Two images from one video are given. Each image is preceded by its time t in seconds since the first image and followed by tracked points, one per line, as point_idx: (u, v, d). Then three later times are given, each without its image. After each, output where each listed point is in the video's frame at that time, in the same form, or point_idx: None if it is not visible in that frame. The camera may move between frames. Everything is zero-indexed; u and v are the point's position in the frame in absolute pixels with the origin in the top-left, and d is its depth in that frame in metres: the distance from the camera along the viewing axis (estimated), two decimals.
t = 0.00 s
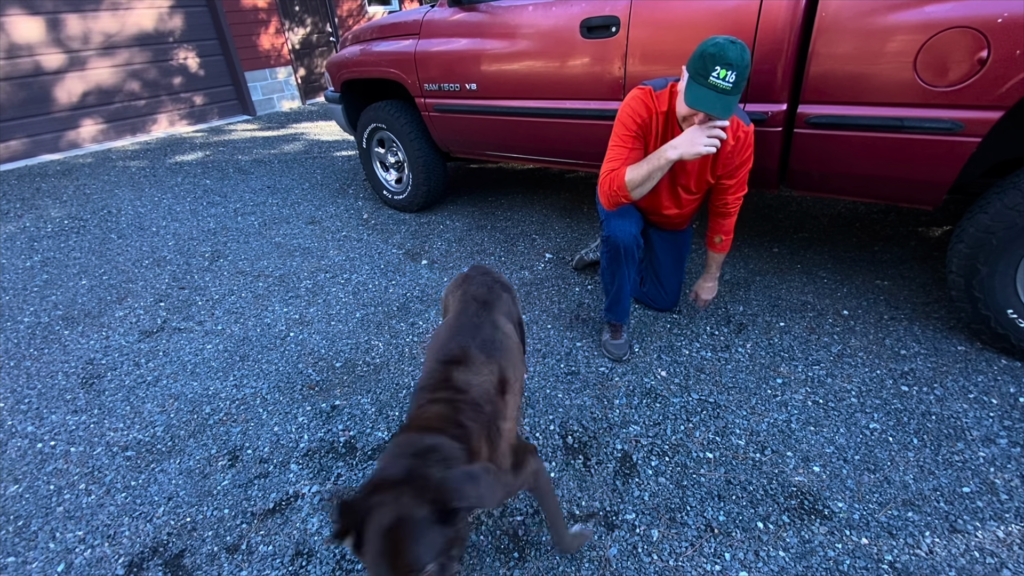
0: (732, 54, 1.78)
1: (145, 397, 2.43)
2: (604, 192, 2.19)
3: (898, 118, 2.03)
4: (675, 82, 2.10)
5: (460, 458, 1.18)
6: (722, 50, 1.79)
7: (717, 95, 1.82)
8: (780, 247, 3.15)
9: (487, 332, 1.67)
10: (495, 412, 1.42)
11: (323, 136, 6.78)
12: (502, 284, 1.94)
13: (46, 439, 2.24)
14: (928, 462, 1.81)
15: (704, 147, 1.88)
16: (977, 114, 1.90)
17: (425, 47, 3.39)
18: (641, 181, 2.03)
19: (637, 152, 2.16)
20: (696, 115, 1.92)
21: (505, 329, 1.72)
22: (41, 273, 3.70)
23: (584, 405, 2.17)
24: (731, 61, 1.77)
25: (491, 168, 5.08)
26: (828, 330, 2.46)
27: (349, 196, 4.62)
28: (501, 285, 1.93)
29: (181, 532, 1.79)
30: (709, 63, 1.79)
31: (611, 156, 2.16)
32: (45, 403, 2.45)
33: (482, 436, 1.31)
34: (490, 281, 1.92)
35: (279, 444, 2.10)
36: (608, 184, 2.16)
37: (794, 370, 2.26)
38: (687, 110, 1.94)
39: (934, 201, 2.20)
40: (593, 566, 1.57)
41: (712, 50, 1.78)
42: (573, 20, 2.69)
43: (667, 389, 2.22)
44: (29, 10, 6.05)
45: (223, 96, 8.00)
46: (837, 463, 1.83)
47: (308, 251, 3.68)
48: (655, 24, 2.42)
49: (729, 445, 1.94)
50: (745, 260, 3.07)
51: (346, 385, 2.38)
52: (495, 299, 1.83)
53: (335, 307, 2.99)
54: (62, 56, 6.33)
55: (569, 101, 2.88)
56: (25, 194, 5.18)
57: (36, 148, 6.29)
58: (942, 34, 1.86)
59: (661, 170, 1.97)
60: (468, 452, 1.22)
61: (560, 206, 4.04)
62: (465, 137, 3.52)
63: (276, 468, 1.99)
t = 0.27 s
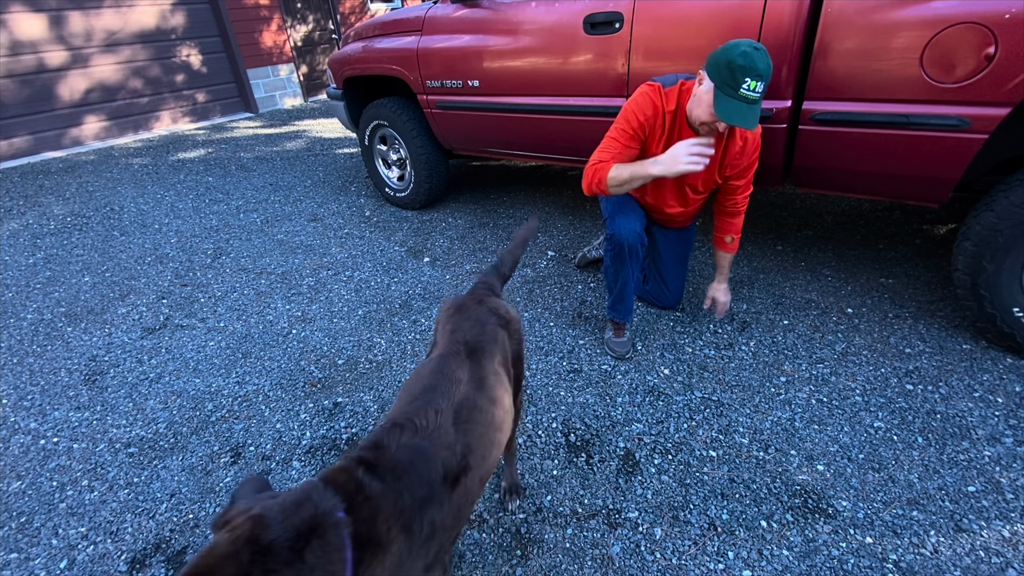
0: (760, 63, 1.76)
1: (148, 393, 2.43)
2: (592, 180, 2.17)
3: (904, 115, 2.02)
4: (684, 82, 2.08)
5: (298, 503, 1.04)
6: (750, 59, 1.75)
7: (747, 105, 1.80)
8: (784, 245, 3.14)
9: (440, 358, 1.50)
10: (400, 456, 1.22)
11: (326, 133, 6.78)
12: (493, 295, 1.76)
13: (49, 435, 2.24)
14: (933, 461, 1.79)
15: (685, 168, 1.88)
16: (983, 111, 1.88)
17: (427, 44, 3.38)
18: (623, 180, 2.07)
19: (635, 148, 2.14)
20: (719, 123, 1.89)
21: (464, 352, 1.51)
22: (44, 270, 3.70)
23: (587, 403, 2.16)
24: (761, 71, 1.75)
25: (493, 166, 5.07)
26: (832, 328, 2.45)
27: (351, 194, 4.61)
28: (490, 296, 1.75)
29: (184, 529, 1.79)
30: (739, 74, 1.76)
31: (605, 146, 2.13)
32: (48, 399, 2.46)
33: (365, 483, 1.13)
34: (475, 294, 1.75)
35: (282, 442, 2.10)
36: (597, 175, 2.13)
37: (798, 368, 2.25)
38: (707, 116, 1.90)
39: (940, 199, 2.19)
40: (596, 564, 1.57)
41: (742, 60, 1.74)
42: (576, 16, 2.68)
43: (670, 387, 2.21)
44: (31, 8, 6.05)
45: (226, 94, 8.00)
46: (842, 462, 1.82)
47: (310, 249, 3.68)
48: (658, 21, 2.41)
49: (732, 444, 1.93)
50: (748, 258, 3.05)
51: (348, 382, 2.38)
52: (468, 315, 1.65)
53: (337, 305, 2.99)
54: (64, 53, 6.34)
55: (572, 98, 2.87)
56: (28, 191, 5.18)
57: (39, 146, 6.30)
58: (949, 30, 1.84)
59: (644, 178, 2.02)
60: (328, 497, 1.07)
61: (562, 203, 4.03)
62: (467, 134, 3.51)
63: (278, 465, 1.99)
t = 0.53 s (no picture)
0: (785, 96, 1.69)
1: (151, 392, 2.43)
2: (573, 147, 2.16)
3: (909, 113, 2.00)
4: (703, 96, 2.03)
5: (192, 475, 1.18)
6: (776, 92, 1.68)
7: (771, 138, 1.74)
8: (787, 244, 3.12)
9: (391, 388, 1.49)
10: (298, 472, 1.24)
11: (328, 132, 6.78)
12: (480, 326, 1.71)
13: (52, 434, 2.25)
14: (937, 461, 1.79)
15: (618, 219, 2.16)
16: (989, 110, 1.87)
17: (429, 42, 3.37)
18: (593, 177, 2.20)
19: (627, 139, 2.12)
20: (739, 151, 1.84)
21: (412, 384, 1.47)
22: (47, 268, 3.71)
23: (589, 402, 2.16)
24: (785, 104, 1.69)
25: (495, 164, 5.06)
26: (836, 328, 2.44)
27: (353, 192, 4.61)
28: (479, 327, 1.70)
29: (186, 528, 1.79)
30: (765, 108, 1.68)
31: (596, 124, 2.12)
32: (51, 398, 2.46)
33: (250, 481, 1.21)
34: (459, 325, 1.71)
35: (283, 440, 2.10)
36: (579, 147, 2.15)
37: (801, 368, 2.24)
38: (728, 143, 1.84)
39: (944, 198, 2.18)
40: (598, 565, 1.56)
41: (768, 94, 1.66)
42: (579, 15, 2.67)
43: (672, 386, 2.20)
44: (34, 7, 6.06)
45: (228, 92, 8.00)
46: (845, 462, 1.82)
47: (312, 247, 3.68)
48: (662, 19, 2.40)
49: (735, 444, 1.92)
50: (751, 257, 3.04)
51: (350, 381, 2.38)
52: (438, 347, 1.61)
53: (339, 303, 2.99)
54: (67, 52, 6.34)
55: (574, 96, 2.86)
56: (32, 190, 5.19)
57: (42, 144, 6.31)
58: (954, 28, 1.83)
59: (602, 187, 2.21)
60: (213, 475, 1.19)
61: (564, 202, 4.02)
62: (469, 132, 3.51)
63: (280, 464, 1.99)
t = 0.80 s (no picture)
0: (785, 126, 1.65)
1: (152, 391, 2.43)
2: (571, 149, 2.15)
3: (912, 113, 2.00)
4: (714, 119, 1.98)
5: (175, 379, 1.46)
6: (776, 121, 1.64)
7: (768, 168, 1.71)
8: (789, 244, 3.12)
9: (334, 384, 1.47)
10: (213, 421, 1.37)
11: (329, 131, 6.78)
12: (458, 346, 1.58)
13: (54, 432, 2.25)
14: (939, 462, 1.78)
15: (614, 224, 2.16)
16: (993, 109, 1.86)
17: (431, 41, 3.37)
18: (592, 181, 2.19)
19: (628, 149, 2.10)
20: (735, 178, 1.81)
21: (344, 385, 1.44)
22: (49, 267, 3.72)
23: (590, 402, 2.15)
24: (785, 135, 1.65)
25: (497, 163, 5.06)
26: (838, 328, 2.44)
27: (355, 191, 4.61)
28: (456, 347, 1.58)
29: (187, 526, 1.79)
30: (763, 137, 1.65)
31: (597, 130, 2.09)
32: (53, 396, 2.46)
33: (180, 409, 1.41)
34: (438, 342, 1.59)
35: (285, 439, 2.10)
36: (577, 152, 2.13)
37: (803, 368, 2.23)
38: (726, 170, 1.82)
39: (947, 198, 2.17)
40: (599, 564, 1.56)
41: (768, 124, 1.63)
42: (581, 13, 2.66)
43: (673, 386, 2.20)
44: (37, 6, 6.07)
45: (230, 91, 8.01)
46: (847, 463, 1.81)
47: (314, 246, 3.68)
48: (664, 18, 2.39)
49: (736, 444, 1.92)
50: (753, 257, 3.04)
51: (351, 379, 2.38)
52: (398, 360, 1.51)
53: (340, 302, 2.99)
54: (69, 51, 6.35)
55: (576, 96, 2.85)
56: (34, 188, 5.20)
57: (44, 143, 6.32)
58: (959, 27, 1.82)
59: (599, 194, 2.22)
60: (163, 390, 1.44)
61: (566, 202, 4.02)
62: (471, 132, 3.51)
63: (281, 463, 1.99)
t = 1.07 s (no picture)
0: (782, 129, 1.64)
1: (154, 390, 2.44)
2: (569, 167, 2.07)
3: (914, 114, 1.99)
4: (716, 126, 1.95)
5: (220, 323, 1.72)
6: (774, 125, 1.63)
7: (765, 172, 1.68)
8: (790, 245, 3.12)
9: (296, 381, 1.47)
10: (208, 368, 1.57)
11: (331, 131, 6.79)
12: (407, 391, 1.40)
13: (56, 431, 2.26)
14: (940, 463, 1.78)
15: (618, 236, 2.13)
16: (995, 110, 1.86)
17: (432, 42, 3.37)
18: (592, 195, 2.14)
19: (628, 164, 2.04)
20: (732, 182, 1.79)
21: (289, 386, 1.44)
22: (51, 267, 3.73)
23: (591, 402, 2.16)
24: (782, 138, 1.64)
25: (498, 164, 5.06)
26: (840, 329, 2.44)
27: (356, 191, 4.62)
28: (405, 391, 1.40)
29: (189, 525, 1.79)
30: (759, 139, 1.64)
31: (596, 147, 2.01)
32: (55, 395, 2.47)
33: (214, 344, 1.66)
34: (393, 380, 1.43)
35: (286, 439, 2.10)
36: (576, 170, 2.06)
37: (804, 369, 2.23)
38: (723, 175, 1.82)
39: (949, 199, 2.16)
40: (600, 565, 1.56)
41: (764, 125, 1.62)
42: (582, 14, 2.67)
43: (675, 387, 2.20)
44: (39, 6, 6.08)
45: (231, 91, 8.02)
46: (848, 464, 1.81)
47: (315, 246, 3.69)
48: (665, 18, 2.40)
49: (737, 444, 1.92)
50: (754, 258, 3.04)
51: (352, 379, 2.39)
52: (338, 385, 1.40)
53: (341, 302, 2.99)
54: (71, 51, 6.37)
55: (578, 96, 2.85)
56: (36, 188, 5.22)
57: (46, 143, 6.33)
58: (961, 28, 1.82)
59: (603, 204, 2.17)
60: (219, 324, 1.72)
61: (567, 202, 4.02)
62: (472, 132, 3.51)
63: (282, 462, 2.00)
